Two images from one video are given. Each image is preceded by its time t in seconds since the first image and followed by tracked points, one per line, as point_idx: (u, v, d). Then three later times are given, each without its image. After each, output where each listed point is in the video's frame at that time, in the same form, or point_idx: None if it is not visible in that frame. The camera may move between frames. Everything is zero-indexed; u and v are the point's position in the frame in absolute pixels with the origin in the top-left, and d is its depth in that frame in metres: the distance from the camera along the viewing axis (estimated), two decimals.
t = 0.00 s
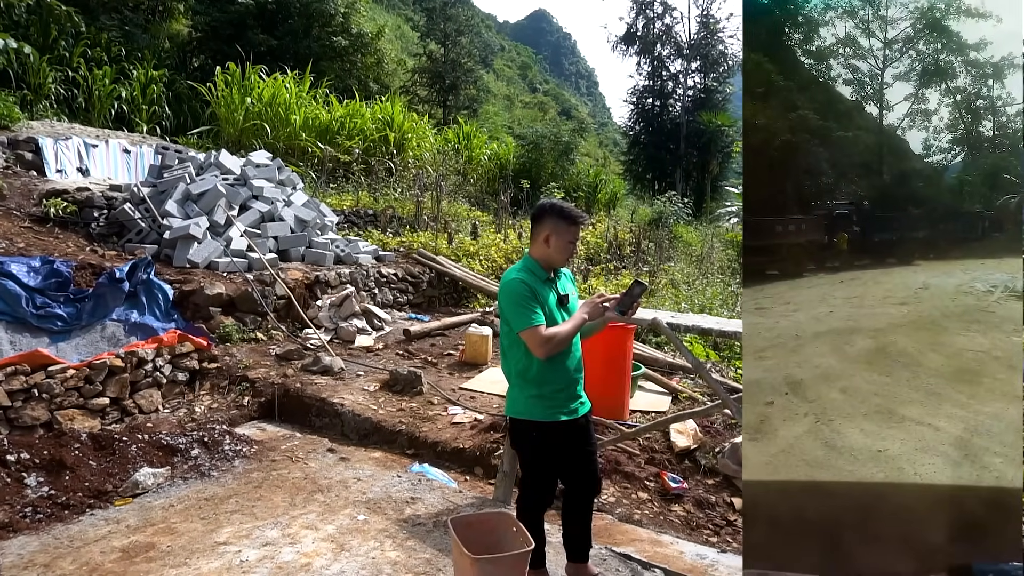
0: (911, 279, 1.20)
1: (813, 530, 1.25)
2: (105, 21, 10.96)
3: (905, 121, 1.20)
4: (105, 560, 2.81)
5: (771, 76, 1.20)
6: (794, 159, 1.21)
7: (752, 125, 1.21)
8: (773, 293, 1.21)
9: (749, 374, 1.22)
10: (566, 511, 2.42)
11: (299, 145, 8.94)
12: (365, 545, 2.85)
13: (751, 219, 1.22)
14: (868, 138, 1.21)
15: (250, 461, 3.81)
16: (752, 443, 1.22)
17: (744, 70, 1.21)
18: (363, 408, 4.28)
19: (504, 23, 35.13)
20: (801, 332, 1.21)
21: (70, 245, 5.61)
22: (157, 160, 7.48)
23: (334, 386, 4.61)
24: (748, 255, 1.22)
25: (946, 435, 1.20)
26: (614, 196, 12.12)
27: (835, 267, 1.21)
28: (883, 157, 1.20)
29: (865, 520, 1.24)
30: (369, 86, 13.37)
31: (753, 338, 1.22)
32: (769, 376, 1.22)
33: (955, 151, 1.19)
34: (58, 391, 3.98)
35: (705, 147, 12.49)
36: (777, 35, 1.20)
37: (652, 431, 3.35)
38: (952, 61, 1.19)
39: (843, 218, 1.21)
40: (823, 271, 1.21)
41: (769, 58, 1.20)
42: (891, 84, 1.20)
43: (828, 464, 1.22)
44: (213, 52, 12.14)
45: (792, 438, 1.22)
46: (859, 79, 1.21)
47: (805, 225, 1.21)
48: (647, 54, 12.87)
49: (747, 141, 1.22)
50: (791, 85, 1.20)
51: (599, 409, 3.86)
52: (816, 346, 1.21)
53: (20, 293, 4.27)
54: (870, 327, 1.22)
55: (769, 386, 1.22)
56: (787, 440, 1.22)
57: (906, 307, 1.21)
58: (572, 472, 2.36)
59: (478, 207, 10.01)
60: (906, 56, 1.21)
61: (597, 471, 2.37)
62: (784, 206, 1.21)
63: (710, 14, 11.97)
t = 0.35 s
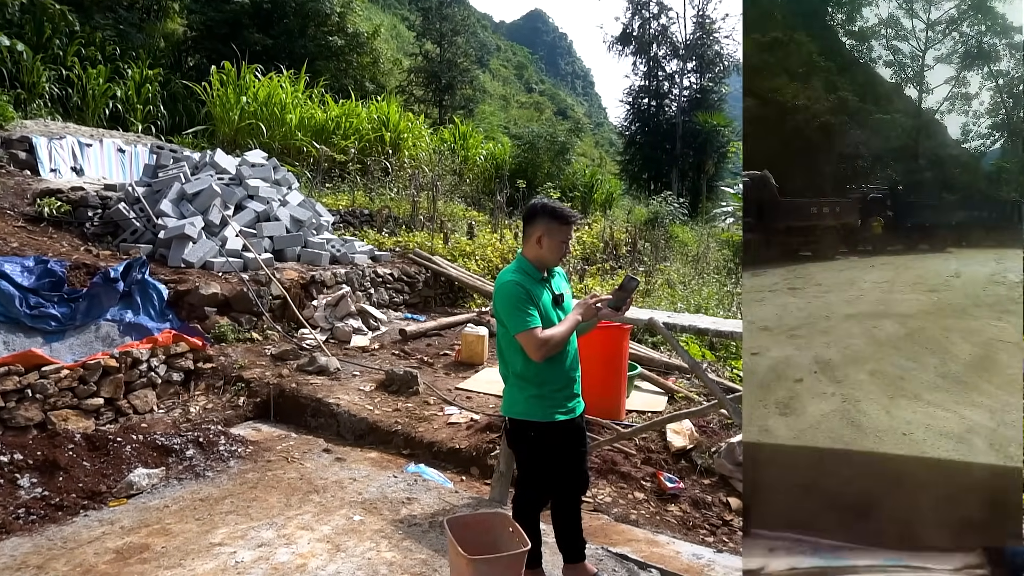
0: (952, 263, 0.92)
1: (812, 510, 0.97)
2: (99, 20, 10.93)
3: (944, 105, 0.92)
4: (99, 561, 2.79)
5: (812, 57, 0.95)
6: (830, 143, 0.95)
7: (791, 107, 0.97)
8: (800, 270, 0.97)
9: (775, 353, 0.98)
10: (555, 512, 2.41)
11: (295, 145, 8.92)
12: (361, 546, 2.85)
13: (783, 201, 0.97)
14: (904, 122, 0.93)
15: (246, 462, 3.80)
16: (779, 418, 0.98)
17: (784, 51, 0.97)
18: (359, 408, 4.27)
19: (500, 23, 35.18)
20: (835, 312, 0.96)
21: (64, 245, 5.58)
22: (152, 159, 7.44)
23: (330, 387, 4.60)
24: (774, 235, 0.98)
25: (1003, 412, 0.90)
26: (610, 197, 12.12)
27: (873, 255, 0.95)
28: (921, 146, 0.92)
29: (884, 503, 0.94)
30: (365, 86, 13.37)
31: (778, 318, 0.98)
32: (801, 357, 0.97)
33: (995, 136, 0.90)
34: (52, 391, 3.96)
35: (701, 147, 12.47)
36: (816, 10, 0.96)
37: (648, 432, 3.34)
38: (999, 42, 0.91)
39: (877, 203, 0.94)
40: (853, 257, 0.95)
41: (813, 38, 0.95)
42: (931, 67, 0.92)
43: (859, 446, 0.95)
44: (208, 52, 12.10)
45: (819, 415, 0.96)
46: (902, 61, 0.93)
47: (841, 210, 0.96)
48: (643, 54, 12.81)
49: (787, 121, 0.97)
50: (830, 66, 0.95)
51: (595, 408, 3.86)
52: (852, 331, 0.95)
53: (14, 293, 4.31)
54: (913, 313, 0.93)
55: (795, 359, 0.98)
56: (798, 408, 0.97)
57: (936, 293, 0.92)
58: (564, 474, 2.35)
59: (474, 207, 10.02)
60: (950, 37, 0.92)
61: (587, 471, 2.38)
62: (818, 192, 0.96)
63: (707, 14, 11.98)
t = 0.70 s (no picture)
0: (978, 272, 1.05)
1: (856, 508, 1.12)
2: (95, 19, 10.91)
3: (991, 110, 1.03)
4: (94, 562, 2.77)
5: (860, 64, 1.10)
6: (872, 147, 1.11)
7: (839, 113, 1.12)
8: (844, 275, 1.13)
9: (818, 354, 1.13)
10: (551, 513, 2.40)
11: (291, 144, 8.90)
12: (358, 546, 2.84)
13: (828, 205, 1.13)
14: (950, 126, 1.05)
15: (242, 462, 3.79)
16: (817, 418, 1.13)
17: (832, 57, 1.11)
18: (355, 408, 4.26)
19: (496, 24, 35.21)
20: (872, 316, 1.11)
21: (59, 245, 5.56)
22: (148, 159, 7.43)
23: (326, 387, 4.59)
24: (819, 239, 1.15)
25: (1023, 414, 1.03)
26: (607, 197, 12.14)
27: (906, 260, 1.10)
28: (965, 149, 1.04)
29: (919, 497, 1.08)
30: (362, 86, 13.36)
31: (821, 318, 1.13)
32: (839, 357, 1.12)
33: None
34: (47, 392, 3.95)
35: (698, 147, 12.51)
36: (865, 22, 1.09)
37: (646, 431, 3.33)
38: None
39: (919, 208, 1.09)
40: (895, 260, 1.11)
41: (859, 44, 1.10)
42: (979, 72, 1.04)
43: (893, 445, 1.09)
44: (204, 51, 12.04)
45: (859, 416, 1.11)
46: (948, 68, 1.06)
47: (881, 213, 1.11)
48: (639, 54, 13.03)
49: (833, 128, 1.13)
50: (878, 72, 1.10)
51: (593, 408, 3.86)
52: (886, 335, 1.10)
53: (8, 293, 4.29)
54: (957, 318, 1.06)
55: (834, 363, 1.12)
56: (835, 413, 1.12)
57: (976, 301, 1.05)
58: (559, 473, 2.34)
59: (471, 207, 10.00)
60: (998, 44, 1.04)
61: (583, 470, 2.38)
62: (859, 195, 1.12)
63: (704, 15, 11.98)
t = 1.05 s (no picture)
0: (1014, 274, 1.21)
1: (904, 503, 1.32)
2: (92, 19, 10.91)
3: None
4: (91, 563, 2.77)
5: (905, 67, 1.30)
6: (919, 150, 1.30)
7: (886, 117, 1.32)
8: (893, 276, 1.32)
9: (867, 354, 1.32)
10: (549, 512, 2.40)
11: (288, 144, 8.88)
12: (356, 546, 2.84)
13: (875, 208, 1.34)
14: (997, 125, 1.23)
15: (239, 462, 3.78)
16: (869, 418, 1.33)
17: (880, 62, 1.31)
18: (353, 408, 4.26)
19: (495, 24, 35.23)
20: (919, 318, 1.28)
21: (55, 245, 5.55)
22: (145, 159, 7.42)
23: (324, 387, 4.58)
24: (866, 242, 1.35)
25: None
26: (604, 197, 12.17)
27: (954, 259, 1.27)
28: (1014, 147, 1.21)
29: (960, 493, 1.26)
30: (359, 86, 13.33)
31: (871, 319, 1.33)
32: (890, 359, 1.30)
33: None
34: (43, 392, 3.93)
35: (695, 147, 12.55)
36: (913, 27, 1.28)
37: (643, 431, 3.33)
38: None
39: (968, 206, 1.26)
40: (939, 260, 1.28)
41: (906, 49, 1.29)
42: None
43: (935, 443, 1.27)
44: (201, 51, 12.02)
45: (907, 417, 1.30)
46: (996, 65, 1.24)
47: (929, 214, 1.30)
48: (637, 54, 13.07)
49: (881, 132, 1.33)
50: (924, 74, 1.29)
51: (590, 408, 3.86)
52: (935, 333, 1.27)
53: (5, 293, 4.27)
54: (999, 321, 1.21)
55: (884, 364, 1.31)
56: (884, 414, 1.32)
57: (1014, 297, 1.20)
58: (558, 472, 2.34)
59: (469, 207, 9.99)
60: None
61: (581, 470, 2.38)
62: (908, 199, 1.32)
63: (701, 14, 12.03)
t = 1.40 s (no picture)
0: None
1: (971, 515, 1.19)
2: (91, 19, 10.89)
3: None
4: (89, 563, 2.76)
5: (970, 80, 1.19)
6: (985, 161, 1.18)
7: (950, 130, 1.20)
8: (958, 290, 1.17)
9: (927, 369, 1.21)
10: (548, 511, 2.41)
11: (287, 144, 8.88)
12: (354, 547, 2.83)
13: (938, 221, 1.23)
14: None
15: (238, 463, 3.78)
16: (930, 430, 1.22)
17: (944, 77, 1.21)
18: (352, 409, 4.25)
19: (494, 24, 35.26)
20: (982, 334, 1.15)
21: (53, 245, 5.53)
22: (144, 159, 7.42)
23: (323, 387, 4.58)
24: (930, 254, 1.24)
25: None
26: (603, 197, 12.18)
27: (1023, 274, 1.13)
28: None
29: None
30: (358, 86, 13.33)
31: (929, 334, 1.21)
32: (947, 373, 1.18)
33: None
34: (41, 393, 3.92)
35: (694, 147, 12.58)
36: (980, 41, 1.19)
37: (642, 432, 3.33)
38: None
39: None
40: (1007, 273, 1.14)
41: (972, 63, 1.19)
42: None
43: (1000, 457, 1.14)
44: (200, 51, 12.00)
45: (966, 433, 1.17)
46: None
47: (993, 226, 1.16)
48: (637, 54, 12.83)
49: (945, 144, 1.21)
50: (990, 87, 1.17)
51: (588, 408, 3.87)
52: (992, 346, 1.13)
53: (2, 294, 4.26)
54: None
55: (943, 378, 1.19)
56: (951, 427, 1.19)
57: None
58: (555, 471, 2.35)
59: (468, 207, 9.99)
60: None
61: (579, 469, 2.38)
62: (971, 210, 1.19)
63: (699, 14, 11.97)
